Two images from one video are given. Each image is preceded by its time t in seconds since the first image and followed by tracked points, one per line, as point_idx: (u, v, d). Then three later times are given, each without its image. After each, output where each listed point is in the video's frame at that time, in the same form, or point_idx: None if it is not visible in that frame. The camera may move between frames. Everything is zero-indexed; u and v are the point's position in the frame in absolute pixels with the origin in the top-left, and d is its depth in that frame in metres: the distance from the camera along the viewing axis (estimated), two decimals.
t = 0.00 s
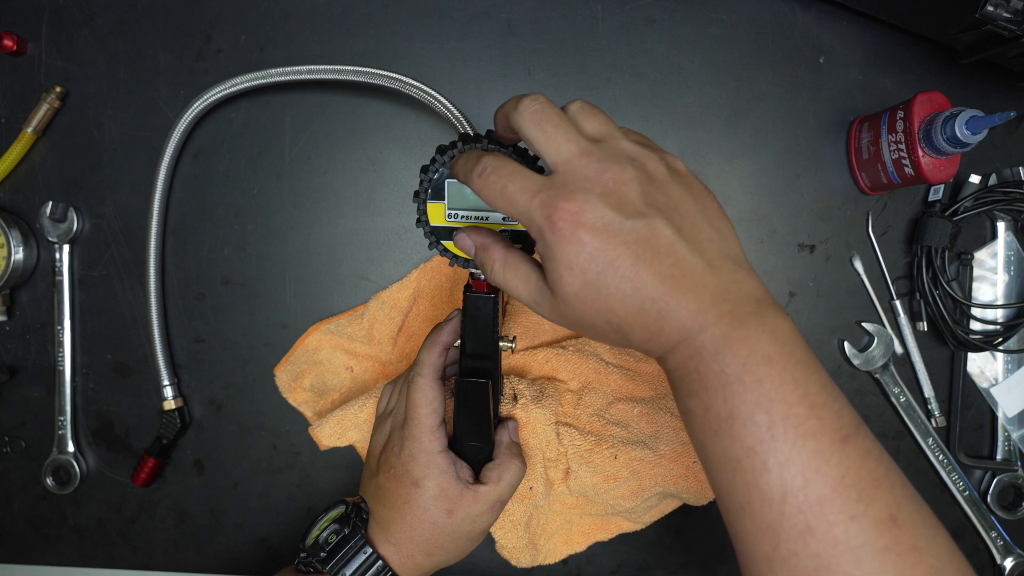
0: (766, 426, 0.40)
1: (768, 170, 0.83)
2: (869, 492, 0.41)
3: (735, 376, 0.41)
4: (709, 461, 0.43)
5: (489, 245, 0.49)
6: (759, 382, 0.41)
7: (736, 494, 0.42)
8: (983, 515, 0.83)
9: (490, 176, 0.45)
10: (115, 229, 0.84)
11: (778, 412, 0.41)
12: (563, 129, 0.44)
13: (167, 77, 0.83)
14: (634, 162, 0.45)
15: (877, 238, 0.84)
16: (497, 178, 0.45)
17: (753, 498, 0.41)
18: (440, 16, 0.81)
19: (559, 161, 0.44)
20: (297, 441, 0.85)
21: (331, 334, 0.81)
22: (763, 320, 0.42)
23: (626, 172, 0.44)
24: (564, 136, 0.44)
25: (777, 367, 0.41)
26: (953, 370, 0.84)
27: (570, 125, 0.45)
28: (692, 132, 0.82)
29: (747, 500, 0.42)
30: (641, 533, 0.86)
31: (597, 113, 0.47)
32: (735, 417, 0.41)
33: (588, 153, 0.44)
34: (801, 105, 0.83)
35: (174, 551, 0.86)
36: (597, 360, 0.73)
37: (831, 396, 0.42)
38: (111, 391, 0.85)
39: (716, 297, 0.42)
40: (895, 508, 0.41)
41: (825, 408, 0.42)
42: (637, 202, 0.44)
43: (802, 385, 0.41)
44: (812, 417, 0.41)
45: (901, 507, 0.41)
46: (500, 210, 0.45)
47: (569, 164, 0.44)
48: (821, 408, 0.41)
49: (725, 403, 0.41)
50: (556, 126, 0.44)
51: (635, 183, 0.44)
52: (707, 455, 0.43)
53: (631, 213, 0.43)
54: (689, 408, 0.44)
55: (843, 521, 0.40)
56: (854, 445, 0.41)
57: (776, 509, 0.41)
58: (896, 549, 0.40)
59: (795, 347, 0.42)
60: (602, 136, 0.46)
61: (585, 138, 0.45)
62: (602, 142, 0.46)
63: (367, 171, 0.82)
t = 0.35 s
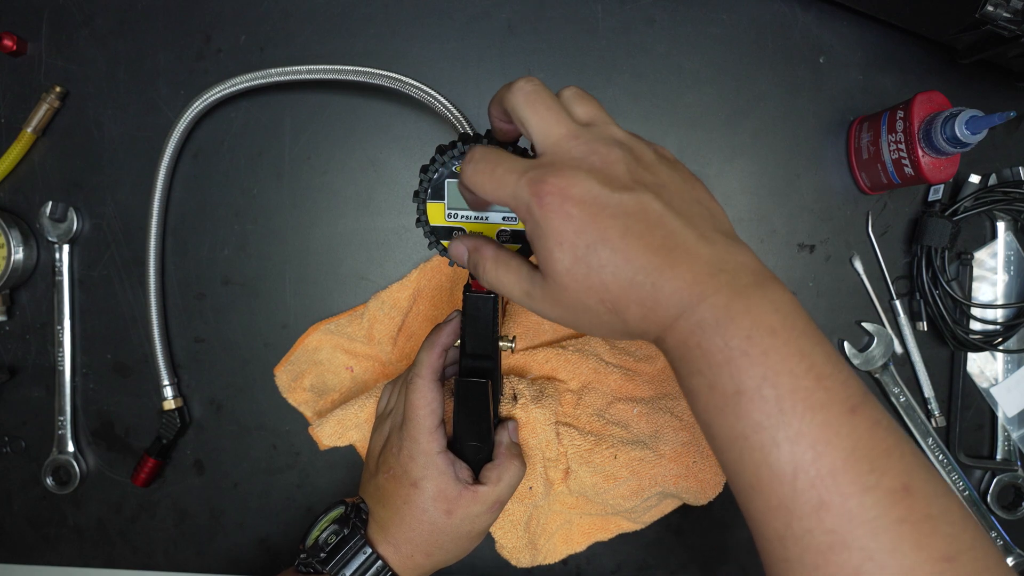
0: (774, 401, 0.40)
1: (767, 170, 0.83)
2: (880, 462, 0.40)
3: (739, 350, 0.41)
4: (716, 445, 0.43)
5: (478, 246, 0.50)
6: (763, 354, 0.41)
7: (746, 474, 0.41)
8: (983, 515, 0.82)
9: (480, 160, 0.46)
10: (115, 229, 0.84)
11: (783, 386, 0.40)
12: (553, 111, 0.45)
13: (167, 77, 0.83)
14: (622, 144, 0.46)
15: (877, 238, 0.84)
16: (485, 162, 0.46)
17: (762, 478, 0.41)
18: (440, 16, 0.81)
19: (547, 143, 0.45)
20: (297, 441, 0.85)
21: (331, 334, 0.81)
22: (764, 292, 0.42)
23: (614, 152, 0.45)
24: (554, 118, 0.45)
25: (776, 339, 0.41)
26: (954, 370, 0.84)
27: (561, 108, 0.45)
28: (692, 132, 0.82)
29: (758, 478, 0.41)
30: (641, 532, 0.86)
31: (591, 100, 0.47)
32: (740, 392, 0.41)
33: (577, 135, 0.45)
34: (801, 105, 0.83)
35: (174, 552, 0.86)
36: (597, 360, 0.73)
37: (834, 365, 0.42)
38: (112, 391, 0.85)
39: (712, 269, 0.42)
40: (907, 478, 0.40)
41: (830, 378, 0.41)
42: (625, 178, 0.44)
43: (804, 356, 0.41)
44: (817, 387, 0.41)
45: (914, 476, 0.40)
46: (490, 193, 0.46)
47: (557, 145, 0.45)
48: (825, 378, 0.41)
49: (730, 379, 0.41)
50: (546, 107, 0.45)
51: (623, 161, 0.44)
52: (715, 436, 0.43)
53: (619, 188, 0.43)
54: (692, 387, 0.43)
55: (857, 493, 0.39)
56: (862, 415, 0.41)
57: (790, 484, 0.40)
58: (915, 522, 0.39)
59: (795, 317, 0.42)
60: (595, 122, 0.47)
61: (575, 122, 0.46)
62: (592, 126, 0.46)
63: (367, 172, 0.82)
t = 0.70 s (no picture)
0: (799, 409, 0.40)
1: (767, 170, 0.83)
2: (884, 468, 0.40)
3: (746, 358, 0.41)
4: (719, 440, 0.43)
5: (491, 246, 0.49)
6: (771, 363, 0.41)
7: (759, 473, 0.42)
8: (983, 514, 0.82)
9: (488, 168, 0.45)
10: (114, 229, 0.84)
11: (790, 393, 0.40)
12: (561, 121, 0.45)
13: (167, 77, 0.83)
14: (632, 153, 0.46)
15: (877, 238, 0.84)
16: (494, 170, 0.45)
17: (777, 474, 0.41)
18: (440, 16, 0.81)
19: (557, 154, 0.45)
20: (297, 441, 0.85)
21: (331, 334, 0.81)
22: (771, 300, 0.42)
23: (624, 162, 0.45)
24: (562, 128, 0.45)
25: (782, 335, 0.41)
26: (954, 370, 0.84)
27: (569, 118, 0.45)
28: (691, 132, 0.82)
29: (771, 476, 0.41)
30: (641, 532, 0.86)
31: (596, 108, 0.47)
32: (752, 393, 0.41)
33: (587, 144, 0.45)
34: (801, 104, 0.83)
35: (174, 551, 0.86)
36: (597, 360, 0.73)
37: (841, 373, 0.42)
38: (111, 391, 0.85)
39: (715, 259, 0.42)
40: (913, 484, 0.40)
41: (837, 385, 0.41)
42: (636, 188, 0.44)
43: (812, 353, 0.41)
44: (825, 394, 0.41)
45: (918, 482, 0.40)
46: (501, 205, 0.46)
47: (567, 155, 0.45)
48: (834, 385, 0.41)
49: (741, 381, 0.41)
50: (555, 118, 0.45)
51: (633, 171, 0.44)
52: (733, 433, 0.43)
53: (630, 199, 0.43)
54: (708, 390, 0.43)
55: (861, 498, 0.39)
56: (868, 422, 0.41)
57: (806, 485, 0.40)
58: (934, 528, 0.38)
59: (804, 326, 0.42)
60: (602, 130, 0.47)
61: (583, 130, 0.46)
62: (600, 134, 0.46)
63: (367, 172, 0.82)
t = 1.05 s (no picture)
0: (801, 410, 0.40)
1: (767, 170, 0.83)
2: (907, 447, 0.39)
3: (751, 337, 0.41)
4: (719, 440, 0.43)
5: (487, 249, 0.50)
6: (778, 342, 0.40)
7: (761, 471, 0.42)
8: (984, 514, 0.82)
9: (481, 151, 0.46)
10: (114, 229, 0.84)
11: (800, 372, 0.40)
12: (553, 109, 0.46)
13: (167, 77, 0.83)
14: (621, 140, 0.47)
15: (877, 238, 0.84)
16: (486, 152, 0.45)
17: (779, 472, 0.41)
18: (440, 16, 0.81)
19: (548, 140, 0.46)
20: (297, 441, 0.85)
21: (331, 334, 0.81)
22: (774, 275, 0.42)
23: (612, 149, 0.46)
24: (554, 116, 0.45)
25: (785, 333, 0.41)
26: (954, 370, 0.84)
27: (561, 107, 0.46)
28: (691, 132, 0.82)
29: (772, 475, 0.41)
30: (641, 532, 0.86)
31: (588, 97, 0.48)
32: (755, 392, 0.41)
33: (577, 132, 0.46)
34: (800, 104, 0.83)
35: (174, 552, 0.86)
36: (597, 360, 0.73)
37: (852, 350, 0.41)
38: (111, 391, 0.85)
39: (718, 256, 0.42)
40: (935, 460, 0.40)
41: (848, 362, 0.41)
42: (625, 171, 0.44)
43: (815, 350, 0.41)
44: (837, 373, 0.40)
45: (941, 459, 0.40)
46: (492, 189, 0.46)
47: (558, 141, 0.46)
48: (847, 363, 0.41)
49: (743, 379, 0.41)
50: (547, 105, 0.46)
51: (622, 156, 0.45)
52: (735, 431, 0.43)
53: (619, 181, 0.44)
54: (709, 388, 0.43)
55: (881, 479, 0.39)
56: (883, 400, 0.40)
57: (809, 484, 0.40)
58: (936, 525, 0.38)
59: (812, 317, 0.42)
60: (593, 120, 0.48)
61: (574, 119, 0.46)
62: (590, 124, 0.47)
63: (367, 172, 0.82)
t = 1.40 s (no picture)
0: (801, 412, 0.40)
1: (767, 170, 0.83)
2: (896, 453, 0.39)
3: (746, 347, 0.41)
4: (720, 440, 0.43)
5: (490, 252, 0.50)
6: (774, 353, 0.41)
7: (762, 471, 0.42)
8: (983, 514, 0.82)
9: (487, 165, 0.46)
10: (114, 228, 0.84)
11: (796, 382, 0.40)
12: (558, 118, 0.46)
13: (167, 77, 0.83)
14: (627, 148, 0.46)
15: (877, 238, 0.84)
16: (492, 167, 0.46)
17: (780, 472, 0.41)
18: (440, 15, 0.81)
19: (554, 151, 0.46)
20: (297, 441, 0.85)
21: (331, 334, 0.81)
22: (772, 290, 0.42)
23: (619, 157, 0.45)
24: (559, 125, 0.45)
25: (785, 332, 0.41)
26: (954, 370, 0.84)
27: (566, 115, 0.46)
28: (691, 132, 0.82)
29: (773, 475, 0.41)
30: (641, 532, 0.86)
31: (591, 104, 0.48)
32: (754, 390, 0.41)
33: (583, 141, 0.46)
34: (800, 104, 0.83)
35: (174, 552, 0.86)
36: (597, 360, 0.73)
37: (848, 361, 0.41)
38: (112, 390, 0.85)
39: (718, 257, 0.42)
40: (926, 468, 0.40)
41: (843, 373, 0.41)
42: (632, 183, 0.44)
43: (815, 351, 0.41)
44: (831, 383, 0.40)
45: (931, 466, 0.40)
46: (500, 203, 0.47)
47: (564, 152, 0.45)
48: (843, 375, 0.41)
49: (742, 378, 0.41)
50: (551, 114, 0.45)
51: (628, 166, 0.45)
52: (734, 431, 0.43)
53: (626, 194, 0.44)
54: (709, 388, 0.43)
55: (873, 485, 0.39)
56: (876, 409, 0.40)
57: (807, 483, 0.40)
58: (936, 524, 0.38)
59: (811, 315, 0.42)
60: (598, 127, 0.47)
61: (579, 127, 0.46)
62: (595, 131, 0.47)
63: (367, 172, 0.82)
